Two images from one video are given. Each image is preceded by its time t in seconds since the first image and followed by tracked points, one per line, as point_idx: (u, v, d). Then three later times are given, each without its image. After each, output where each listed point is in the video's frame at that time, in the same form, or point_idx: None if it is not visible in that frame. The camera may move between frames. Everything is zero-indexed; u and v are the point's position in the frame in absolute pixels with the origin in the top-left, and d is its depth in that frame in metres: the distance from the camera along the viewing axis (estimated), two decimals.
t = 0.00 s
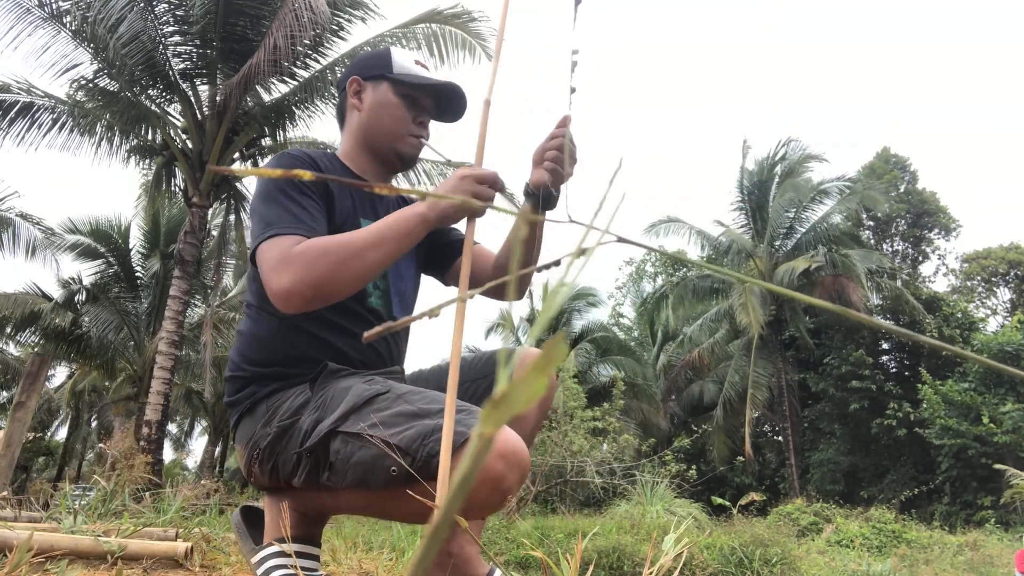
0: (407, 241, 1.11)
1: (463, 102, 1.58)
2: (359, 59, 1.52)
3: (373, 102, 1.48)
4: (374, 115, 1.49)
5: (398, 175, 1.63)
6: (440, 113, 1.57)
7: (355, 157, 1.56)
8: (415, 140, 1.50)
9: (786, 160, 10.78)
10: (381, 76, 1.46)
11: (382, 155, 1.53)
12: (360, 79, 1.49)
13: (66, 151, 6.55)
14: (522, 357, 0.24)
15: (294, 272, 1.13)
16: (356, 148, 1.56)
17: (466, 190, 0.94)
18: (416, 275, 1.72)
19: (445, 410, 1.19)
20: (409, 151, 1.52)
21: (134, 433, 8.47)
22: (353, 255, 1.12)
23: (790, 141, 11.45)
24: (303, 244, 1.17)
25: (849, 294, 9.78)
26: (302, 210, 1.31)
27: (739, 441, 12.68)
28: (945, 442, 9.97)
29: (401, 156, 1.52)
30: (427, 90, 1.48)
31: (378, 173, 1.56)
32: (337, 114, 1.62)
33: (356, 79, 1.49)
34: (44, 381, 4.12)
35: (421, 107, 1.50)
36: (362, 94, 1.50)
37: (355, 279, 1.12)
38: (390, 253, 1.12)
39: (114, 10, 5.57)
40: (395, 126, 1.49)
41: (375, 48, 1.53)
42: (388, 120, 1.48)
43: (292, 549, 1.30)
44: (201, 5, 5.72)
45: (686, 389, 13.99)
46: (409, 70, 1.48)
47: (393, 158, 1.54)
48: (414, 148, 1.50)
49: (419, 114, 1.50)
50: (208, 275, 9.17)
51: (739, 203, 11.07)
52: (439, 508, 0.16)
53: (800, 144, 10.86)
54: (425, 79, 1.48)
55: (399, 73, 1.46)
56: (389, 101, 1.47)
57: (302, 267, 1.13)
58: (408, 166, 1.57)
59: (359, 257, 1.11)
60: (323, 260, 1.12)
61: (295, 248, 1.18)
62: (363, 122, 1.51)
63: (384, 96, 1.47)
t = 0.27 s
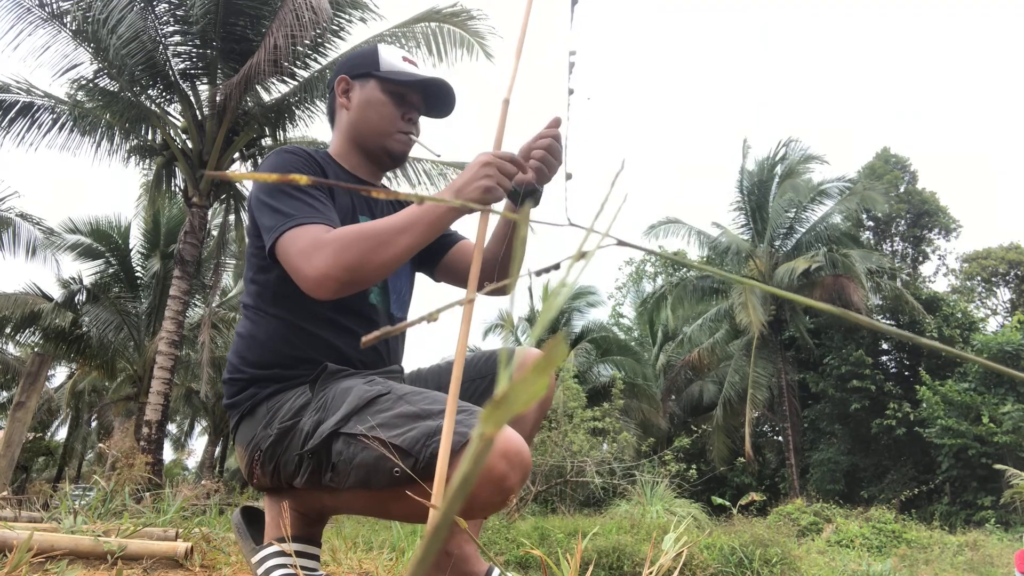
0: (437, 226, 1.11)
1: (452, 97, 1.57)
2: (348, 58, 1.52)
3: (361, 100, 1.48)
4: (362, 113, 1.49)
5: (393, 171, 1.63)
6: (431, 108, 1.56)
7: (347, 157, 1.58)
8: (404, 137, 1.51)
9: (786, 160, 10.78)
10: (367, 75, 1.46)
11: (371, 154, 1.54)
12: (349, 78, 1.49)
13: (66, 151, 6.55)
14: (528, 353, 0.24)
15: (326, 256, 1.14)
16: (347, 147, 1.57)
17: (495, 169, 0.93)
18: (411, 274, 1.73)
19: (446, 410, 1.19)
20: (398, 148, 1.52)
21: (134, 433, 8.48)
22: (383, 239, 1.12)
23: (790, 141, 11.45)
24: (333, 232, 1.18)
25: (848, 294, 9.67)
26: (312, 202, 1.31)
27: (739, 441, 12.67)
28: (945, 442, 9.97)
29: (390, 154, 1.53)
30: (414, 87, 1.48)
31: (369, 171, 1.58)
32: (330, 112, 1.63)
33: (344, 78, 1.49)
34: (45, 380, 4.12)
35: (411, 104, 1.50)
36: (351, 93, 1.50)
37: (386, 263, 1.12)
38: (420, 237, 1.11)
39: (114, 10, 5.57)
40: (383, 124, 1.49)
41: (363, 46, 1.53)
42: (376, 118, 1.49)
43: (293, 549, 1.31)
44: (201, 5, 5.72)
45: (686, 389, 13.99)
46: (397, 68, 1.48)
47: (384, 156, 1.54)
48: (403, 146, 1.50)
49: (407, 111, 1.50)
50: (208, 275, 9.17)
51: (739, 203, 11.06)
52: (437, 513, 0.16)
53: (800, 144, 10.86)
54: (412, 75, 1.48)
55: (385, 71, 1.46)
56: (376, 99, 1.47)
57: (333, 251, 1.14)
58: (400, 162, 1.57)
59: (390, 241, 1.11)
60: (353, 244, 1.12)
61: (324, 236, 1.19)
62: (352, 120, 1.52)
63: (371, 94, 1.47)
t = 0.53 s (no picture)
0: (438, 228, 1.11)
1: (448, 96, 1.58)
2: (343, 57, 1.51)
3: (357, 100, 1.48)
4: (359, 113, 1.49)
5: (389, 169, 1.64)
6: (426, 107, 1.57)
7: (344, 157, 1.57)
8: (401, 137, 1.51)
9: (786, 160, 10.78)
10: (364, 74, 1.46)
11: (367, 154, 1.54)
12: (344, 78, 1.48)
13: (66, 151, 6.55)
14: (528, 352, 0.24)
15: (326, 254, 1.14)
16: (343, 147, 1.57)
17: (500, 176, 0.94)
18: (409, 274, 1.73)
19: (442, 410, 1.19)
20: (395, 148, 1.52)
21: (135, 433, 8.48)
22: (385, 238, 1.12)
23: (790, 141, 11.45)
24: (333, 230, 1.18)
25: (849, 294, 9.72)
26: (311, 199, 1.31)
27: (740, 441, 12.68)
28: (945, 442, 9.97)
29: (386, 154, 1.53)
30: (411, 86, 1.48)
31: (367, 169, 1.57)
32: (325, 111, 1.62)
33: (340, 77, 1.48)
34: (44, 380, 4.12)
35: (407, 103, 1.50)
36: (347, 92, 1.49)
37: (387, 262, 1.12)
38: (421, 238, 1.12)
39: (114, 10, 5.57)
40: (380, 124, 1.49)
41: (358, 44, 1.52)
42: (373, 118, 1.49)
43: (291, 549, 1.31)
44: (201, 5, 5.72)
45: (686, 389, 13.99)
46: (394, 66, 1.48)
47: (381, 155, 1.55)
48: (400, 146, 1.51)
49: (404, 110, 1.50)
50: (208, 275, 9.17)
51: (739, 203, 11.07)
52: (438, 514, 0.16)
53: (800, 145, 10.86)
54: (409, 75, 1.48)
55: (382, 70, 1.45)
56: (373, 99, 1.47)
57: (333, 249, 1.14)
58: (396, 162, 1.58)
59: (392, 241, 1.12)
60: (354, 243, 1.12)
61: (324, 234, 1.19)
62: (348, 120, 1.51)
63: (368, 93, 1.47)
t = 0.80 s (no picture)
0: (436, 234, 1.12)
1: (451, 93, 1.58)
2: (345, 56, 1.51)
3: (360, 99, 1.48)
4: (362, 112, 1.49)
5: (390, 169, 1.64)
6: (429, 108, 1.57)
7: (346, 156, 1.58)
8: (403, 136, 1.51)
9: (786, 160, 10.77)
10: (367, 73, 1.46)
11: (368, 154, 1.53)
12: (347, 76, 1.48)
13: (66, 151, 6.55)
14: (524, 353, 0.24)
15: (324, 255, 1.14)
16: (346, 145, 1.57)
17: (506, 185, 0.95)
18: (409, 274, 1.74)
19: (443, 411, 1.19)
20: (397, 147, 1.53)
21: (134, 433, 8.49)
22: (385, 242, 1.13)
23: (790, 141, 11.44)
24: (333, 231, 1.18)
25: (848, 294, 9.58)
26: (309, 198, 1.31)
27: (740, 441, 12.67)
28: (945, 441, 9.97)
29: (387, 153, 1.53)
30: (414, 86, 1.48)
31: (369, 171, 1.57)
32: (328, 109, 1.63)
33: (343, 76, 1.49)
34: (45, 380, 4.12)
35: (410, 103, 1.50)
36: (350, 91, 1.50)
37: (384, 265, 1.12)
38: (420, 244, 1.13)
39: (114, 10, 5.57)
40: (383, 123, 1.49)
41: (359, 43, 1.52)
42: (375, 118, 1.49)
43: (291, 550, 1.31)
44: (201, 5, 5.72)
45: (686, 389, 13.99)
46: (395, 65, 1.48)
47: (382, 155, 1.55)
48: (401, 145, 1.51)
49: (406, 110, 1.50)
50: (209, 275, 9.16)
51: (739, 203, 11.07)
52: (438, 511, 0.16)
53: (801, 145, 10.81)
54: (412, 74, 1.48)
55: (385, 69, 1.46)
56: (376, 99, 1.47)
57: (332, 250, 1.14)
58: (398, 161, 1.59)
59: (391, 244, 1.12)
60: (353, 244, 1.12)
61: (323, 235, 1.19)
62: (350, 119, 1.52)
63: (371, 92, 1.47)
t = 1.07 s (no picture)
0: (437, 240, 1.14)
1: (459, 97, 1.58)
2: (353, 54, 1.51)
3: (367, 99, 1.48)
4: (369, 112, 1.49)
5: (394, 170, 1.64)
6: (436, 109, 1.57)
7: (351, 156, 1.58)
8: (408, 139, 1.52)
9: (786, 160, 10.77)
10: (375, 74, 1.46)
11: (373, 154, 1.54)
12: (355, 75, 1.48)
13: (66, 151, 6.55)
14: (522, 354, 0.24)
15: (324, 258, 1.14)
16: (350, 145, 1.57)
17: (511, 197, 0.97)
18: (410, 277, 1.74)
19: (447, 412, 1.19)
20: (402, 150, 1.53)
21: (135, 433, 8.49)
22: (385, 248, 1.14)
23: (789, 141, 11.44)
24: (332, 234, 1.18)
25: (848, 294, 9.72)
26: (311, 198, 1.31)
27: (740, 441, 12.67)
28: (945, 441, 9.97)
29: (391, 153, 1.54)
30: (422, 89, 1.48)
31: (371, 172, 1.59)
32: (334, 106, 1.63)
33: (351, 75, 1.48)
34: (44, 380, 4.12)
35: (417, 106, 1.50)
36: (357, 90, 1.49)
37: (385, 271, 1.14)
38: (420, 249, 1.15)
39: (114, 10, 5.56)
40: (389, 125, 1.49)
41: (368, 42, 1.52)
42: (381, 119, 1.49)
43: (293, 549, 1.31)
44: (201, 5, 5.72)
45: (686, 389, 13.99)
46: (404, 67, 1.48)
47: (386, 157, 1.55)
48: (406, 148, 1.52)
49: (413, 113, 1.50)
50: (209, 275, 9.16)
51: (739, 203, 11.07)
52: (436, 512, 0.16)
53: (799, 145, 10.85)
54: (420, 77, 1.48)
55: (394, 71, 1.45)
56: (383, 100, 1.47)
57: (332, 255, 1.14)
58: (402, 163, 1.59)
59: (392, 250, 1.14)
60: (356, 248, 1.12)
61: (322, 237, 1.19)
62: (357, 119, 1.52)
63: (378, 93, 1.47)
